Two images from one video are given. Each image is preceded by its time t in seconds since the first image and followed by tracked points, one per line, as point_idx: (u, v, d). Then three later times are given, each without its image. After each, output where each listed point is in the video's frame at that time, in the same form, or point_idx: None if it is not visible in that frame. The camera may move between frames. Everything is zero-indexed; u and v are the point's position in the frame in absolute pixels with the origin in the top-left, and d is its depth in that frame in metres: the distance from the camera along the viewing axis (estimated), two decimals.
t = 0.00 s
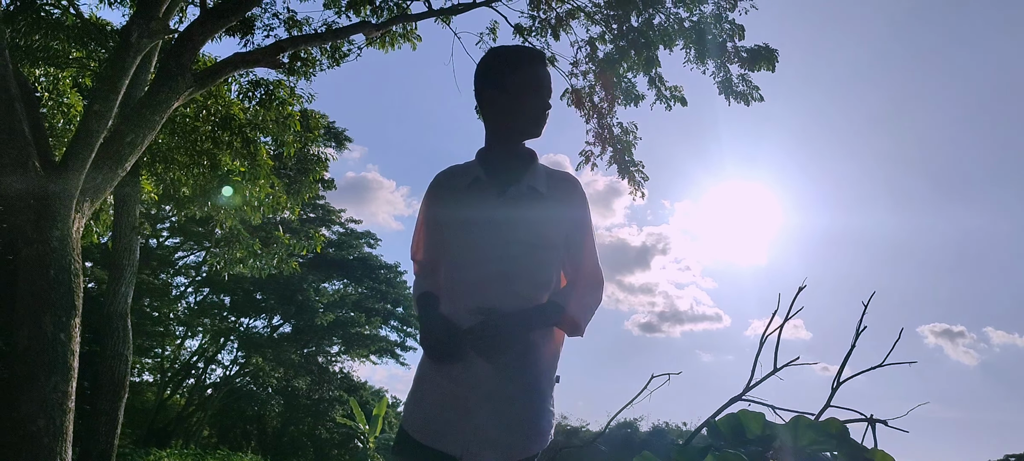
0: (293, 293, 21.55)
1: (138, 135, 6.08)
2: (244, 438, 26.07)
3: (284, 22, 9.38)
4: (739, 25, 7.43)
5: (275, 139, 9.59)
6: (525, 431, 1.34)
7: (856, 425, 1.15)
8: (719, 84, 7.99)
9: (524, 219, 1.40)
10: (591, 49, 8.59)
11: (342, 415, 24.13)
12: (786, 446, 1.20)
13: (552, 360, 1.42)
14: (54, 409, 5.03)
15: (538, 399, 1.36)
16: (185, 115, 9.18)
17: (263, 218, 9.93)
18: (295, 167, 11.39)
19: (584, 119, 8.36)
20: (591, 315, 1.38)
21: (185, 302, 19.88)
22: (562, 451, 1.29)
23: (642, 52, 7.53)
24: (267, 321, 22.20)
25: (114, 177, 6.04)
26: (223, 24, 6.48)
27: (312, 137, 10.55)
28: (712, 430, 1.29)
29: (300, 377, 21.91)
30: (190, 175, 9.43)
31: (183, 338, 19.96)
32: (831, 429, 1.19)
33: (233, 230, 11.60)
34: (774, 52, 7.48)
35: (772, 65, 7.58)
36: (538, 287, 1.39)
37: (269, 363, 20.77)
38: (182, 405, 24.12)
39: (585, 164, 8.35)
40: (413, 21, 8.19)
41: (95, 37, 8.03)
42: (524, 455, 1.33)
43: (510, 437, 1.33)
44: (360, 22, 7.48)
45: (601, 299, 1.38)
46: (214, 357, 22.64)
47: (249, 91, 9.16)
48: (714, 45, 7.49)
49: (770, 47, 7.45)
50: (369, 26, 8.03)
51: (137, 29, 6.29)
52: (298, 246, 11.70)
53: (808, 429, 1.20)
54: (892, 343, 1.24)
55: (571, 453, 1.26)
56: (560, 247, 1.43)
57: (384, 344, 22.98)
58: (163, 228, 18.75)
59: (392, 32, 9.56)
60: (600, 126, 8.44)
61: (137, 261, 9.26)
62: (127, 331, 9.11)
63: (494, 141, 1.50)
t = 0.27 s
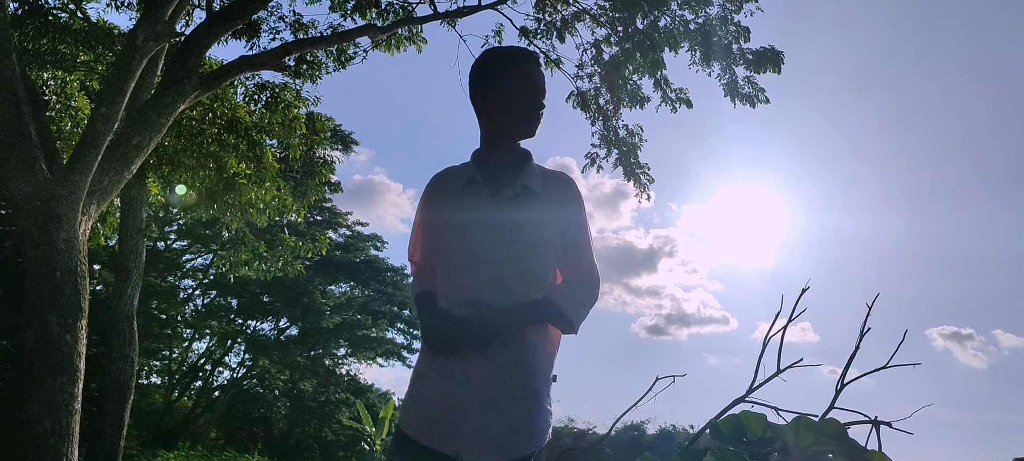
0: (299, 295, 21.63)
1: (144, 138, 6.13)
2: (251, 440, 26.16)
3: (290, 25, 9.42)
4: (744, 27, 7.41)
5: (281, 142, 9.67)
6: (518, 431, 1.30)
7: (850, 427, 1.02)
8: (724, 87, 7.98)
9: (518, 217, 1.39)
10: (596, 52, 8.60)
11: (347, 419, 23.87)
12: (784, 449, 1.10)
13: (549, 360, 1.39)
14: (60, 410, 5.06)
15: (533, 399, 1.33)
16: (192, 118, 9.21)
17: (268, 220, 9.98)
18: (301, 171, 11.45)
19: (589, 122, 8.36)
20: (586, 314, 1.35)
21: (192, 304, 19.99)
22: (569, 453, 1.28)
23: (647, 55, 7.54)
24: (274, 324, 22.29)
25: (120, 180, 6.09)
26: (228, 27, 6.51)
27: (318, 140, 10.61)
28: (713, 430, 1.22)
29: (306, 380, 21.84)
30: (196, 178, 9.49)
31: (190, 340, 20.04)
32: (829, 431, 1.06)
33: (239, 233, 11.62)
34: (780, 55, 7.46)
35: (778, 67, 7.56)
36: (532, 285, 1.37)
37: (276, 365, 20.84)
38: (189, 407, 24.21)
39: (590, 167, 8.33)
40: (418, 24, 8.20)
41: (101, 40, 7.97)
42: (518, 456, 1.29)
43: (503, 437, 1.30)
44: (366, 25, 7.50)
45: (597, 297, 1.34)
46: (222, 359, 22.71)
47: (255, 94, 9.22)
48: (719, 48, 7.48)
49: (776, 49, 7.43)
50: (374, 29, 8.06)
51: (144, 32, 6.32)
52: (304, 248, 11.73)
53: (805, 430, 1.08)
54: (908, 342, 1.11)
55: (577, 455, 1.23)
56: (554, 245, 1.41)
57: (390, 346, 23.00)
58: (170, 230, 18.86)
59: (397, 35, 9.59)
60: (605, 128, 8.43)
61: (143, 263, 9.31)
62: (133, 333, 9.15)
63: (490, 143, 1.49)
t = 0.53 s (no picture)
0: (307, 298, 21.71)
1: (150, 140, 6.16)
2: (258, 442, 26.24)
3: (295, 28, 9.45)
4: (751, 29, 7.40)
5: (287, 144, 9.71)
6: (512, 431, 1.30)
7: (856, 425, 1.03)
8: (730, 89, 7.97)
9: (512, 217, 1.39)
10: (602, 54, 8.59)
11: (354, 420, 24.40)
12: (790, 447, 1.10)
13: (543, 361, 1.38)
14: (66, 411, 5.09)
15: (526, 399, 1.32)
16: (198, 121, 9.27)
17: (274, 222, 10.00)
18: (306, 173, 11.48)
19: (595, 124, 8.36)
20: (581, 315, 1.35)
21: (200, 306, 20.06)
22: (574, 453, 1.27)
23: (653, 56, 7.54)
24: (281, 326, 22.36)
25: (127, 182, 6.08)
26: (234, 30, 6.51)
27: (324, 142, 10.66)
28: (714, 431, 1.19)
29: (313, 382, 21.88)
30: (202, 181, 9.51)
31: (198, 342, 20.10)
32: (836, 432, 1.07)
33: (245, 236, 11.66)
34: (786, 56, 7.45)
35: (784, 69, 7.56)
36: (527, 284, 1.36)
37: (283, 367, 20.91)
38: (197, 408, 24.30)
39: (596, 168, 8.32)
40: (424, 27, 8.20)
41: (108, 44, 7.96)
42: (511, 456, 1.28)
43: (497, 438, 1.29)
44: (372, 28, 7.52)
45: (592, 296, 1.33)
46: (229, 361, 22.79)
47: (261, 96, 9.25)
48: (725, 49, 7.47)
49: (782, 50, 7.43)
50: (380, 32, 8.08)
51: (150, 35, 6.34)
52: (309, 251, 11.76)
53: (810, 430, 1.09)
54: (904, 346, 1.18)
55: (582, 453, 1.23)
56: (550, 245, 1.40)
57: (396, 348, 23.05)
58: (178, 233, 18.94)
59: (403, 37, 9.60)
60: (611, 130, 8.43)
61: (150, 265, 9.34)
62: (139, 335, 9.19)
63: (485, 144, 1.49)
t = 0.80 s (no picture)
0: (313, 300, 21.74)
1: (155, 143, 6.18)
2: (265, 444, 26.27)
3: (301, 31, 9.49)
4: (756, 30, 7.38)
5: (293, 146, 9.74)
6: (507, 430, 1.30)
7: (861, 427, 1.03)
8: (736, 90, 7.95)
9: (505, 217, 1.39)
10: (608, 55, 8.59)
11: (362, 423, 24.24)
12: (789, 447, 1.09)
13: (537, 360, 1.39)
14: (71, 413, 5.11)
15: (521, 398, 1.32)
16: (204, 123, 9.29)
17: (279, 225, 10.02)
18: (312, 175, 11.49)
19: (601, 125, 8.35)
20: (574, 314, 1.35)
21: (207, 309, 20.04)
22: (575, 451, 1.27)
23: (659, 58, 7.53)
24: (288, 328, 22.36)
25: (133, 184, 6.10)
26: (240, 33, 6.51)
27: (329, 145, 10.66)
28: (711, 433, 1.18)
29: (320, 384, 21.90)
30: (208, 182, 9.54)
31: (205, 345, 20.14)
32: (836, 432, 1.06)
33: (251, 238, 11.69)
34: (792, 57, 7.43)
35: (790, 70, 7.53)
36: (520, 284, 1.36)
37: (289, 369, 20.95)
38: (205, 410, 24.36)
39: (602, 170, 8.31)
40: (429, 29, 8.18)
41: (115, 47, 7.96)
42: (506, 455, 1.29)
43: (492, 437, 1.30)
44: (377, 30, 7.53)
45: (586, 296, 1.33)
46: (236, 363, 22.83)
47: (267, 98, 9.27)
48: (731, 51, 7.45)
49: (788, 52, 7.41)
50: (385, 34, 8.08)
51: (155, 38, 6.30)
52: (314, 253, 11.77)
53: (811, 430, 1.08)
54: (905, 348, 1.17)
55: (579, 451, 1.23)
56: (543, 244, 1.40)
57: (402, 351, 23.07)
58: (185, 235, 19.01)
59: (409, 40, 9.64)
60: (617, 131, 8.42)
61: (156, 267, 9.36)
62: (145, 337, 9.21)
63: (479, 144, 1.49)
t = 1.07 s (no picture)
0: (320, 302, 21.70)
1: (161, 145, 6.21)
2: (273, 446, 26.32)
3: (307, 34, 9.53)
4: (761, 31, 7.37)
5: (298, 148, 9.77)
6: (500, 429, 1.30)
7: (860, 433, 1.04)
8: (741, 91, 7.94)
9: (497, 217, 1.40)
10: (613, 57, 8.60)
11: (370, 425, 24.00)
12: (786, 447, 1.10)
13: (530, 358, 1.39)
14: (77, 413, 5.15)
15: (513, 396, 1.33)
16: (209, 125, 9.34)
17: (285, 227, 10.05)
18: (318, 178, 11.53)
19: (606, 127, 8.35)
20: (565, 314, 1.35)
21: (214, 310, 19.95)
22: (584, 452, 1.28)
23: (664, 60, 7.54)
24: (296, 330, 22.36)
25: (138, 186, 6.12)
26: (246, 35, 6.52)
27: (336, 147, 10.66)
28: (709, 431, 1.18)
29: (326, 386, 21.92)
30: (213, 184, 9.57)
31: (213, 347, 20.18)
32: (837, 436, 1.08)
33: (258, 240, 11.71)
34: (797, 59, 7.43)
35: (795, 71, 7.52)
36: (511, 283, 1.37)
37: (296, 371, 21.01)
38: (213, 412, 24.43)
39: (608, 172, 8.30)
40: (433, 31, 8.17)
41: (122, 50, 8.02)
42: (497, 454, 1.29)
43: (486, 436, 1.30)
44: (381, 33, 7.55)
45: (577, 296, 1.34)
46: (243, 365, 22.89)
47: (272, 101, 9.29)
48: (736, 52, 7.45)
49: (793, 53, 7.41)
50: (390, 36, 8.11)
51: (160, 41, 6.34)
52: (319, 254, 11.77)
53: (810, 431, 1.09)
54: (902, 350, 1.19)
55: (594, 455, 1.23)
56: (536, 244, 1.40)
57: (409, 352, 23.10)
58: (192, 238, 19.08)
59: (415, 42, 9.67)
60: (622, 133, 8.43)
61: (162, 269, 9.38)
62: (150, 339, 9.25)
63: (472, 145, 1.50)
